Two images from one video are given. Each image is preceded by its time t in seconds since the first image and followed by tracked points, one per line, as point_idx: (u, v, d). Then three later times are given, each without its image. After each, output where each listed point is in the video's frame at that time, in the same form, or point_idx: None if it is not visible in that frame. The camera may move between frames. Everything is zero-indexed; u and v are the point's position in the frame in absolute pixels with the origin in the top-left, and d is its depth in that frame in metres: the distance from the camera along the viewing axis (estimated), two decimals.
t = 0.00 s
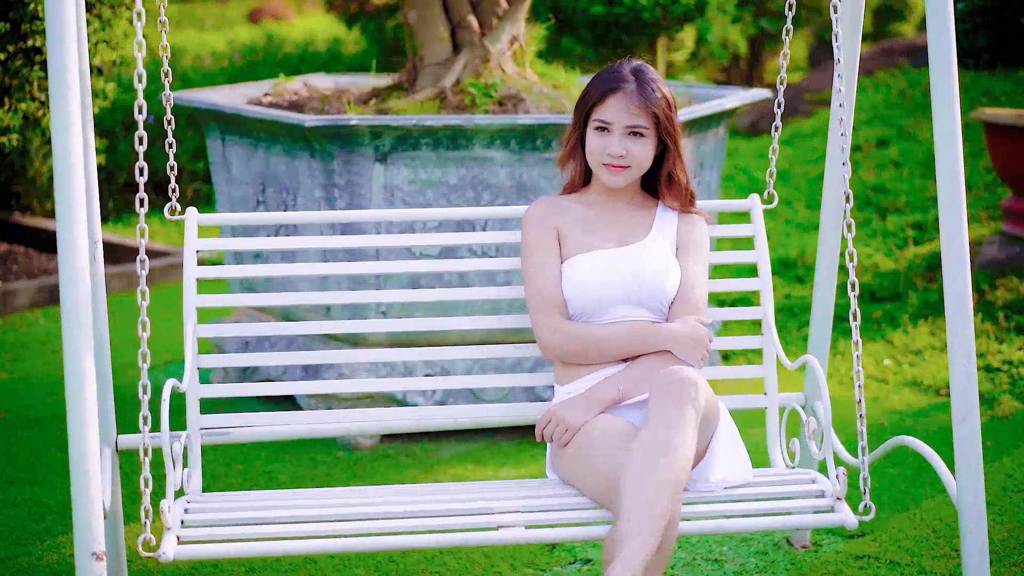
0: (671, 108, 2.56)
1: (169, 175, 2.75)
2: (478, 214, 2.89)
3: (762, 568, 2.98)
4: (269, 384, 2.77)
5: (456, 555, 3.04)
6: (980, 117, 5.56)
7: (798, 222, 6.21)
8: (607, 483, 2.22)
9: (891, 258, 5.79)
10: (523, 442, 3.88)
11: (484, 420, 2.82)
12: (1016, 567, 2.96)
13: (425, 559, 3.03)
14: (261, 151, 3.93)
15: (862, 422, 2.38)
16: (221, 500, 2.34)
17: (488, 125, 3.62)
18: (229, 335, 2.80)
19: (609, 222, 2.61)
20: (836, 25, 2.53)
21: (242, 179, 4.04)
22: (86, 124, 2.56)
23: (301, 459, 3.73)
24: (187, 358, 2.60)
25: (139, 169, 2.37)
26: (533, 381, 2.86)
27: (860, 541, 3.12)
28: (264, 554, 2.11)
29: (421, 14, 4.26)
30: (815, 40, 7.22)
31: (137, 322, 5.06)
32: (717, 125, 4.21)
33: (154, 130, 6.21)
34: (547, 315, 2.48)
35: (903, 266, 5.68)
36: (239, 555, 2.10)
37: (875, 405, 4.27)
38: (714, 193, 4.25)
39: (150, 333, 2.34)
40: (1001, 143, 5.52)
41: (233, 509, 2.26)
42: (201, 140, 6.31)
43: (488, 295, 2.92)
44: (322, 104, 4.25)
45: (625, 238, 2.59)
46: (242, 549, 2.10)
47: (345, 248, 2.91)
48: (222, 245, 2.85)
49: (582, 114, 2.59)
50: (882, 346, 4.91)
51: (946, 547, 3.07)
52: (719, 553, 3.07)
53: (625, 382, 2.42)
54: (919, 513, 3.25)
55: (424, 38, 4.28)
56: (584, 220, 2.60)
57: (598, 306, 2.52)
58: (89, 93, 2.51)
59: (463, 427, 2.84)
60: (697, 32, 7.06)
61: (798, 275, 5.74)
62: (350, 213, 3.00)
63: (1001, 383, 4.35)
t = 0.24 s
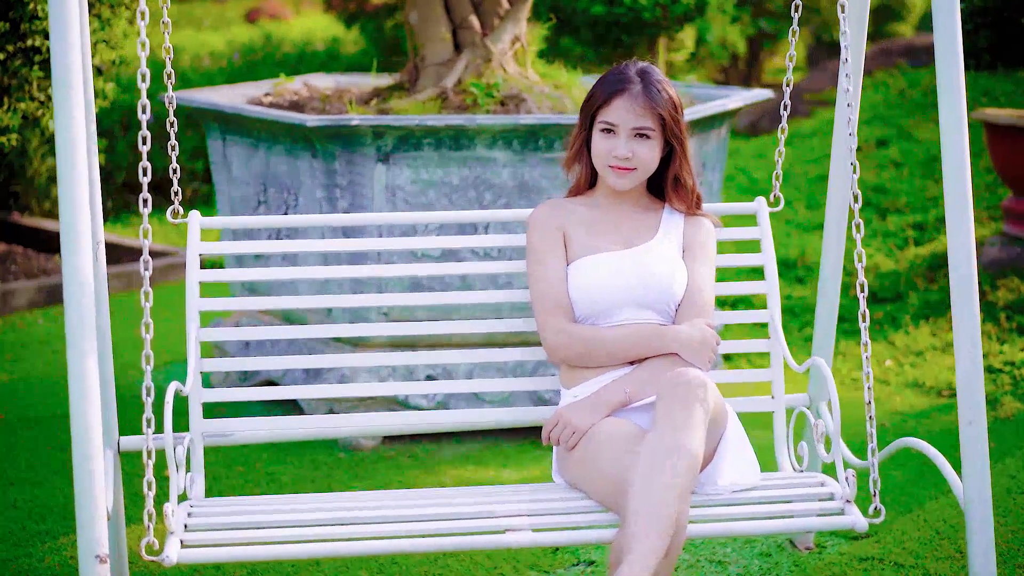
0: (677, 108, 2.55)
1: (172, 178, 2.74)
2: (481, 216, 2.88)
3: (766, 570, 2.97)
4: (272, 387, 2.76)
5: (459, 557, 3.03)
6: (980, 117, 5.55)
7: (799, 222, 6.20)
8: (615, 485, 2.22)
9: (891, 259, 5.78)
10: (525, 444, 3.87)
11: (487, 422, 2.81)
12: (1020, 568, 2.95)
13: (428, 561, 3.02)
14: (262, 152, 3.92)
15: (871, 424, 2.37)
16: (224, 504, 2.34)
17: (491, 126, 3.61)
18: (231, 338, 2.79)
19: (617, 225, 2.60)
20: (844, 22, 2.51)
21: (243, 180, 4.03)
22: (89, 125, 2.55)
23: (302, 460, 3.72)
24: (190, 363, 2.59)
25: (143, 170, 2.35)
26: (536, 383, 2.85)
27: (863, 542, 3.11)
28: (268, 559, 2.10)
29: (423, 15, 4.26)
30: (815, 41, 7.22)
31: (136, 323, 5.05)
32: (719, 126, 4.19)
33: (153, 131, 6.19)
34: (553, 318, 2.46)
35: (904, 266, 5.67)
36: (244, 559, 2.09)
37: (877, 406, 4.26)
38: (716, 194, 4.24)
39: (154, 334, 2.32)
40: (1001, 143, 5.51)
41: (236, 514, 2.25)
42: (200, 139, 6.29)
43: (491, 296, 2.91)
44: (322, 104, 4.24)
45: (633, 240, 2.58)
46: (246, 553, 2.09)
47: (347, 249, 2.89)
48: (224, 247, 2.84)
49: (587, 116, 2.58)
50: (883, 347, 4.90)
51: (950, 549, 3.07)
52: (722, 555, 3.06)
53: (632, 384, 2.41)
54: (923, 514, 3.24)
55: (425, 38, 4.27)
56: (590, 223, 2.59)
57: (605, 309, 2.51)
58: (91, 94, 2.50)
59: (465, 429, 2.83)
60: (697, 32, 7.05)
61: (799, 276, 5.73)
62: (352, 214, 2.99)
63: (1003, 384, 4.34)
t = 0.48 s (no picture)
0: (682, 111, 2.55)
1: (173, 180, 2.73)
2: (483, 219, 2.87)
3: (769, 572, 2.96)
4: (273, 391, 2.75)
5: (461, 560, 3.02)
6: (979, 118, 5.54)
7: (798, 223, 6.20)
8: (621, 490, 2.21)
9: (890, 260, 5.77)
10: (526, 445, 3.86)
11: (489, 425, 2.79)
12: None
13: (430, 564, 3.01)
14: (261, 153, 3.91)
15: (879, 426, 2.36)
16: (225, 510, 2.32)
17: (491, 126, 3.60)
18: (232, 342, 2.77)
19: (622, 227, 2.60)
20: (851, 22, 2.50)
21: (242, 181, 4.01)
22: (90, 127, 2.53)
23: (302, 463, 3.71)
24: (191, 368, 2.58)
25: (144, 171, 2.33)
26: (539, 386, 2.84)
27: (866, 545, 3.10)
28: (272, 564, 2.10)
29: (423, 14, 4.24)
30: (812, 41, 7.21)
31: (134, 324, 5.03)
32: (719, 126, 4.16)
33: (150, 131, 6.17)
34: (558, 322, 2.45)
35: (903, 267, 5.66)
36: (246, 565, 2.08)
37: (878, 407, 4.25)
38: (717, 195, 4.23)
39: (156, 338, 2.30)
40: (1001, 144, 5.50)
41: (238, 520, 2.23)
42: (197, 139, 6.26)
43: (493, 299, 2.90)
44: (322, 105, 4.22)
45: (638, 243, 2.57)
46: (250, 558, 2.09)
47: (348, 252, 2.88)
48: (225, 250, 2.83)
49: (592, 118, 2.58)
50: (883, 348, 4.89)
51: (953, 551, 3.06)
52: (725, 557, 3.05)
53: (639, 388, 2.40)
54: (926, 516, 3.24)
55: (425, 38, 4.26)
56: (595, 225, 2.58)
57: (610, 312, 2.50)
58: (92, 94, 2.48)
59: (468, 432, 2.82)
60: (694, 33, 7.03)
61: (798, 277, 5.72)
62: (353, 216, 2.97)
63: (1004, 385, 4.34)
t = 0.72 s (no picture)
0: (685, 114, 2.54)
1: (172, 182, 2.71)
2: (484, 222, 2.86)
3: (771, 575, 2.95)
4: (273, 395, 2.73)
5: (461, 563, 3.00)
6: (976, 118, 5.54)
7: (795, 224, 6.19)
8: (625, 493, 2.21)
9: (887, 260, 5.77)
10: (525, 447, 3.85)
11: (490, 429, 2.78)
12: None
13: (430, 567, 2.99)
14: (259, 154, 3.89)
15: (885, 430, 2.36)
16: (225, 515, 2.30)
17: (491, 127, 3.58)
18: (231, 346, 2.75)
19: (625, 230, 2.59)
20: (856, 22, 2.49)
21: (239, 182, 3.99)
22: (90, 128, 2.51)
23: (300, 465, 3.69)
24: (191, 372, 2.56)
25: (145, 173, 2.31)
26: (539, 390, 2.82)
27: (868, 547, 3.09)
28: (272, 569, 2.08)
29: (421, 14, 4.23)
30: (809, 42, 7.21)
31: (130, 326, 5.01)
32: (717, 127, 4.13)
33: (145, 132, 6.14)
34: (560, 325, 2.44)
35: (901, 268, 5.66)
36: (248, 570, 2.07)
37: (877, 408, 4.25)
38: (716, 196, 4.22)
39: (156, 340, 2.28)
40: (998, 144, 5.50)
41: (238, 525, 2.22)
42: (193, 139, 6.24)
43: (494, 302, 2.88)
44: (320, 105, 4.20)
45: (641, 245, 2.56)
46: (250, 562, 2.07)
47: (348, 254, 2.86)
48: (224, 252, 2.81)
49: (594, 120, 2.57)
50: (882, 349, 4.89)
51: (954, 552, 3.05)
52: (726, 560, 3.04)
53: (642, 391, 2.39)
54: (927, 518, 3.23)
55: (424, 38, 4.24)
56: (597, 227, 2.57)
57: (613, 315, 2.49)
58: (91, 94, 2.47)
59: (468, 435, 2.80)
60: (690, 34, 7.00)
61: (795, 278, 5.71)
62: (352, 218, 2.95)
63: (1003, 387, 4.33)
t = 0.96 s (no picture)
0: (686, 115, 2.53)
1: (169, 184, 2.69)
2: (482, 224, 2.84)
3: None
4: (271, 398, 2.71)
5: (459, 567, 2.99)
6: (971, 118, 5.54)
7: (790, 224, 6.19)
8: (628, 496, 2.19)
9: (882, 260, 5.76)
10: (522, 449, 3.84)
11: (488, 432, 2.76)
12: None
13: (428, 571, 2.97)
14: (254, 155, 3.87)
15: (888, 432, 2.36)
16: (223, 518, 2.29)
17: (488, 127, 3.57)
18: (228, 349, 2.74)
19: (625, 232, 2.58)
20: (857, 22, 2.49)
21: (235, 182, 3.97)
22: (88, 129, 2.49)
23: (297, 467, 3.67)
24: (188, 375, 2.54)
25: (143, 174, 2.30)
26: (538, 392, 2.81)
27: (867, 550, 3.09)
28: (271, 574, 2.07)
29: (418, 15, 4.23)
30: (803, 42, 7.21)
31: (123, 327, 4.98)
32: (714, 127, 4.11)
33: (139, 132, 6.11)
34: (560, 327, 2.43)
35: (896, 268, 5.66)
36: (247, 575, 2.05)
37: (874, 409, 4.24)
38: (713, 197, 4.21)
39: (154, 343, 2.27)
40: (994, 144, 5.50)
41: (237, 529, 2.20)
42: (187, 139, 6.22)
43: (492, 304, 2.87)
44: (316, 105, 4.19)
45: (641, 247, 2.55)
46: (249, 567, 2.06)
47: (345, 257, 2.84)
48: (221, 255, 2.79)
49: (594, 122, 2.56)
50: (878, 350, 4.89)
51: (954, 554, 3.05)
52: (726, 562, 3.04)
53: (644, 394, 2.38)
54: (926, 520, 3.23)
55: (420, 39, 4.23)
56: (596, 229, 2.56)
57: (614, 317, 2.47)
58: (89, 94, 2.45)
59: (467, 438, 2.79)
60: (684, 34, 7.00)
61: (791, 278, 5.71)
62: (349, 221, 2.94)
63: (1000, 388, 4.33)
